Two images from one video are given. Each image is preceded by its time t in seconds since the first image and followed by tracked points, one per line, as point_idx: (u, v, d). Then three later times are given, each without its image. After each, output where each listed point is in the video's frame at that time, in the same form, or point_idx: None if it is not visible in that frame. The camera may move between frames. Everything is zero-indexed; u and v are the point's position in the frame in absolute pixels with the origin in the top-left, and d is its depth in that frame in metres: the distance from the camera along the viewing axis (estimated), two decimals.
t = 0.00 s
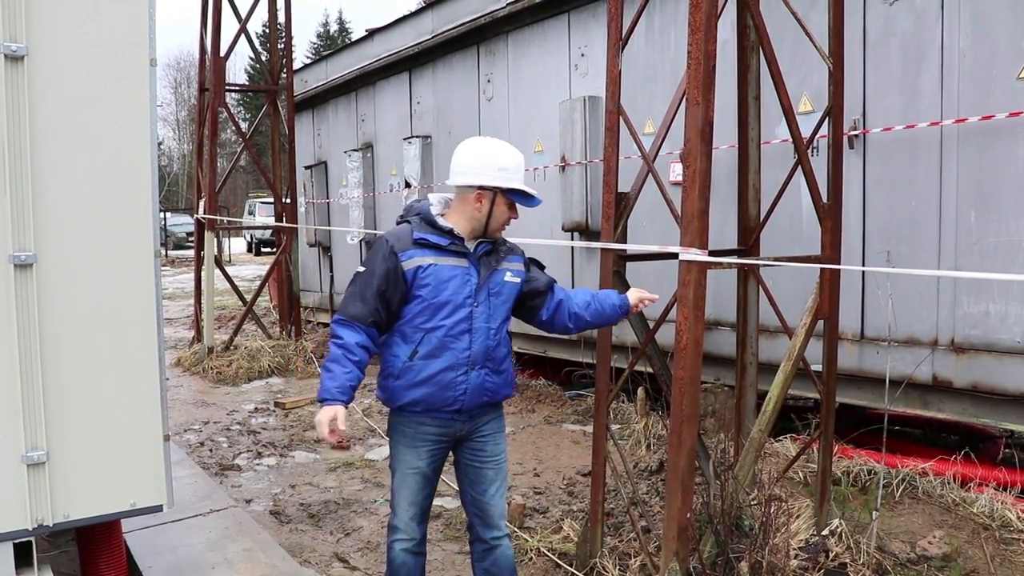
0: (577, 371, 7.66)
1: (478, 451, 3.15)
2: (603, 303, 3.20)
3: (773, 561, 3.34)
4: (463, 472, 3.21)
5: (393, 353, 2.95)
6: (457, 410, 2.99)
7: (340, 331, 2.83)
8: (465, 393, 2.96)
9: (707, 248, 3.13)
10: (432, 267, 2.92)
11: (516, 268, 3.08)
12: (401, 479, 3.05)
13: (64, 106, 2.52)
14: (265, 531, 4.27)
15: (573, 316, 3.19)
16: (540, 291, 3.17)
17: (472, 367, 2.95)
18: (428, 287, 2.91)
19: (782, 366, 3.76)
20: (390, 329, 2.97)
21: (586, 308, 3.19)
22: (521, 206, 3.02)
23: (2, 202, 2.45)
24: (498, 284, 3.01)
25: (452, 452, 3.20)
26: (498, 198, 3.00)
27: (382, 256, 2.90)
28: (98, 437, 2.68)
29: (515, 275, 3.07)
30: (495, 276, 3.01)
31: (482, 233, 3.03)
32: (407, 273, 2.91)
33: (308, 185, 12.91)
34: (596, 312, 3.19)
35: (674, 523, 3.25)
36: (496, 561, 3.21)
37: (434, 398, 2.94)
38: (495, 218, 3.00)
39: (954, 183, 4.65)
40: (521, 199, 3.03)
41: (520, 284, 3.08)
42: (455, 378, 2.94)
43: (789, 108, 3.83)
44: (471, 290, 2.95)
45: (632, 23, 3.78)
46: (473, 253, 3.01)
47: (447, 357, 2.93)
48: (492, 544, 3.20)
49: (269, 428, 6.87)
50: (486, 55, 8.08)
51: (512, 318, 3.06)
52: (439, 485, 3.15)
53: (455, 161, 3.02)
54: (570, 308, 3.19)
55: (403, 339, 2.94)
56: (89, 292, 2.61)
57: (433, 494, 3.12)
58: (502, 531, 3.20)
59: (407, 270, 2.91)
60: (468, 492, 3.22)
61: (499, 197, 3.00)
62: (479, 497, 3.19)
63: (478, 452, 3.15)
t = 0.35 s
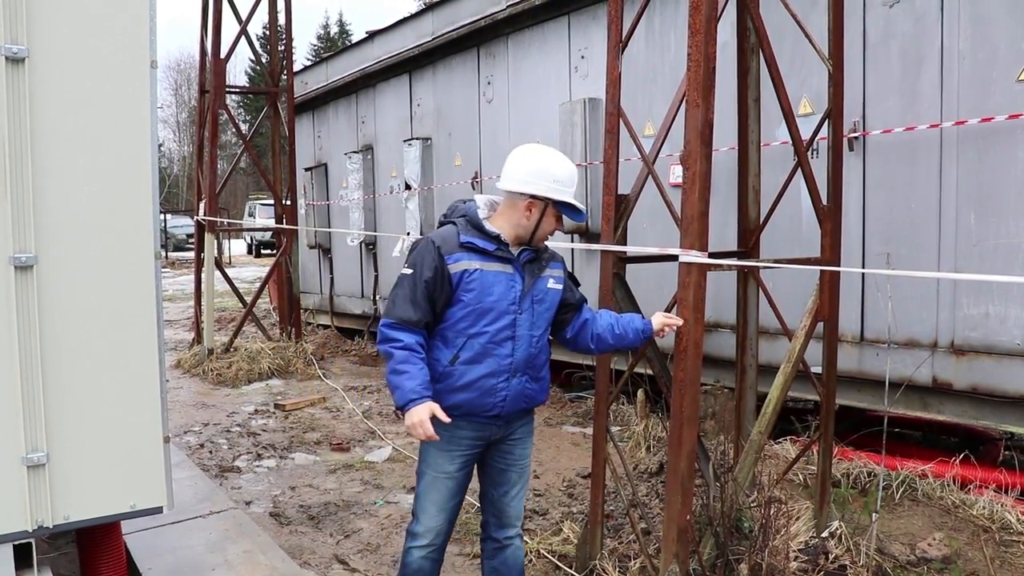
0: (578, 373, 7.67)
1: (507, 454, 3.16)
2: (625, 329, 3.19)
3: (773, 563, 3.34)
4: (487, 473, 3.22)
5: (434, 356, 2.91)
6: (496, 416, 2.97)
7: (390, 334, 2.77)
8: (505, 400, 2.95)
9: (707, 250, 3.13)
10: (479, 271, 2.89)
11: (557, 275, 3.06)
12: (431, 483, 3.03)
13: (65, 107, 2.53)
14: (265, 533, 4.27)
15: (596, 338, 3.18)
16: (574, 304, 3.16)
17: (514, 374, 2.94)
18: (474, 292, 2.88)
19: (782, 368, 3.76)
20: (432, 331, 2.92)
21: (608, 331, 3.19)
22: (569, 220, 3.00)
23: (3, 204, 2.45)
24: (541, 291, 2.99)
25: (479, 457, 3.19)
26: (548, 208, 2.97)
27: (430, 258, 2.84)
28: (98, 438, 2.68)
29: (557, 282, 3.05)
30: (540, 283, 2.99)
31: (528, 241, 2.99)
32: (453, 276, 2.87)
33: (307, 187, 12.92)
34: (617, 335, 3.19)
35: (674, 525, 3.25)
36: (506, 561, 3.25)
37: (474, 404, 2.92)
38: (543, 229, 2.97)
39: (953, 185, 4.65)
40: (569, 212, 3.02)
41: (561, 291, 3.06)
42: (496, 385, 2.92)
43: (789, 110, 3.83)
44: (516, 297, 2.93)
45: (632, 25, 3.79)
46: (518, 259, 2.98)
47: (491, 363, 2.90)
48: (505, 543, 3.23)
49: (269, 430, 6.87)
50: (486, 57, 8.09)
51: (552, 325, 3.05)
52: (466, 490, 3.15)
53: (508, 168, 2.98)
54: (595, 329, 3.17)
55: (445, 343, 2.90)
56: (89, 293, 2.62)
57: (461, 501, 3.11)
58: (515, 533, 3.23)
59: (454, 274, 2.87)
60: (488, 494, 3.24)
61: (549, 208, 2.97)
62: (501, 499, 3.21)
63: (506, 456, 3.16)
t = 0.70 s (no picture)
0: (579, 373, 7.67)
1: (515, 454, 3.18)
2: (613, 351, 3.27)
3: (773, 563, 3.33)
4: (492, 474, 3.23)
5: (452, 356, 2.90)
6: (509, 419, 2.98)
7: (416, 331, 2.72)
8: (521, 404, 2.96)
9: (708, 250, 3.13)
10: (508, 275, 2.88)
11: (576, 284, 3.09)
12: (440, 482, 3.03)
13: (65, 107, 2.53)
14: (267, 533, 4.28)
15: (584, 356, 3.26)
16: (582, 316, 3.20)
17: (533, 380, 2.96)
18: (502, 295, 2.88)
19: (783, 368, 3.76)
20: (452, 331, 2.90)
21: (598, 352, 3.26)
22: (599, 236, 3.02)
23: (4, 205, 2.45)
24: (565, 300, 3.01)
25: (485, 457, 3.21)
26: (582, 224, 2.98)
27: (462, 257, 2.81)
28: (99, 437, 2.68)
29: (577, 292, 3.08)
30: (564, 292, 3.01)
31: (555, 252, 2.99)
32: (483, 277, 2.86)
33: (308, 187, 12.92)
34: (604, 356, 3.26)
35: (675, 525, 3.25)
36: (508, 561, 3.26)
37: (491, 406, 2.93)
38: (574, 243, 2.98)
39: (954, 185, 4.65)
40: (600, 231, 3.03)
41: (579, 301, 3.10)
42: (515, 389, 2.93)
43: (789, 110, 3.83)
44: (542, 304, 2.93)
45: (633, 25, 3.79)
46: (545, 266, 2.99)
47: (512, 367, 2.91)
48: (508, 543, 3.25)
49: (269, 430, 6.88)
50: (487, 57, 8.09)
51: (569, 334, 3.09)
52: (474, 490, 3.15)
53: (547, 176, 2.97)
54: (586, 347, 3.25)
55: (466, 343, 2.89)
56: (90, 294, 2.62)
57: (469, 502, 3.11)
58: (518, 533, 3.25)
59: (484, 275, 2.86)
60: (493, 494, 3.25)
61: (582, 223, 2.98)
62: (506, 500, 3.22)
63: (514, 456, 3.18)
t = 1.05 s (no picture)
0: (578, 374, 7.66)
1: (508, 455, 3.18)
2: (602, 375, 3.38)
3: (773, 563, 3.33)
4: (486, 474, 3.24)
5: (452, 353, 2.89)
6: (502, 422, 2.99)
7: (422, 325, 2.72)
8: (515, 409, 2.96)
9: (707, 250, 3.13)
10: (517, 279, 2.88)
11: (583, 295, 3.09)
12: (431, 481, 3.03)
13: (63, 107, 2.52)
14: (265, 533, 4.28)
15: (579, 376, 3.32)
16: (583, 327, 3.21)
17: (529, 385, 2.96)
18: (508, 298, 2.87)
19: (782, 368, 3.76)
20: (455, 328, 2.90)
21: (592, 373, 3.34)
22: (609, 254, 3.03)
23: (4, 206, 2.45)
24: (569, 310, 3.00)
25: (477, 457, 3.21)
26: (596, 238, 2.98)
27: (475, 256, 2.81)
28: (97, 438, 2.68)
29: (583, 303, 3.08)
30: (570, 301, 3.00)
31: (565, 263, 2.99)
32: (492, 278, 2.86)
33: (307, 188, 12.92)
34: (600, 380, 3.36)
35: (674, 525, 3.25)
36: (504, 561, 3.26)
37: (484, 407, 2.92)
38: (585, 256, 2.99)
39: (953, 186, 4.65)
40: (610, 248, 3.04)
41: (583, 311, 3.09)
42: (511, 393, 2.93)
43: (788, 110, 3.83)
44: (547, 311, 2.93)
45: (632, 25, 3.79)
46: (553, 273, 2.98)
47: (510, 370, 2.91)
48: (502, 543, 3.25)
49: (268, 430, 6.88)
50: (487, 57, 8.09)
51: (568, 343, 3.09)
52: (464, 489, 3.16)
53: (568, 188, 2.97)
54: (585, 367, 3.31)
55: (468, 342, 2.88)
56: (89, 294, 2.61)
57: (460, 500, 3.12)
58: (512, 533, 3.25)
59: (493, 276, 2.86)
60: (487, 494, 3.26)
61: (594, 238, 2.98)
62: (499, 500, 3.23)
63: (507, 457, 3.18)
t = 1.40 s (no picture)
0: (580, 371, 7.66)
1: (500, 454, 3.18)
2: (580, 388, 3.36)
3: (775, 561, 3.32)
4: (478, 474, 3.24)
5: (443, 350, 2.88)
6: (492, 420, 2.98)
7: (415, 322, 2.70)
8: (505, 406, 2.96)
9: (710, 248, 3.13)
10: (509, 276, 2.88)
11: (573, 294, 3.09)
12: (424, 481, 3.03)
13: (65, 104, 2.52)
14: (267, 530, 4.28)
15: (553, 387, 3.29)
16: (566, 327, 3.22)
17: (519, 383, 2.95)
18: (500, 295, 2.87)
19: (784, 366, 3.76)
20: (445, 325, 2.89)
21: (569, 386, 3.32)
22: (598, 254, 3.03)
23: (7, 203, 2.45)
24: (560, 308, 3.01)
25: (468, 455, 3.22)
26: (585, 238, 2.98)
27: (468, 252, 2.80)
28: (99, 435, 2.68)
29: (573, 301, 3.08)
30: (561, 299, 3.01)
31: (553, 261, 2.99)
32: (484, 274, 2.86)
33: (309, 184, 12.91)
34: (577, 394, 3.34)
35: (676, 523, 3.25)
36: (501, 560, 3.27)
37: (474, 405, 2.91)
38: (573, 256, 2.98)
39: (956, 184, 4.64)
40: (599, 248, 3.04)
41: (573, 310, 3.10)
42: (501, 390, 2.93)
43: (791, 107, 3.82)
44: (538, 308, 2.93)
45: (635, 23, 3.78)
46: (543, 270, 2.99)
47: (501, 368, 2.90)
48: (499, 542, 3.26)
49: (270, 427, 6.88)
50: (489, 54, 8.07)
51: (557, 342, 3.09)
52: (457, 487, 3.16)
53: (559, 186, 2.96)
54: (562, 378, 3.28)
55: (459, 340, 2.87)
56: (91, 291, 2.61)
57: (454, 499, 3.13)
58: (508, 531, 3.26)
59: (485, 272, 2.86)
60: (481, 494, 3.26)
61: (585, 237, 2.98)
62: (493, 499, 3.23)
63: (497, 455, 3.18)
